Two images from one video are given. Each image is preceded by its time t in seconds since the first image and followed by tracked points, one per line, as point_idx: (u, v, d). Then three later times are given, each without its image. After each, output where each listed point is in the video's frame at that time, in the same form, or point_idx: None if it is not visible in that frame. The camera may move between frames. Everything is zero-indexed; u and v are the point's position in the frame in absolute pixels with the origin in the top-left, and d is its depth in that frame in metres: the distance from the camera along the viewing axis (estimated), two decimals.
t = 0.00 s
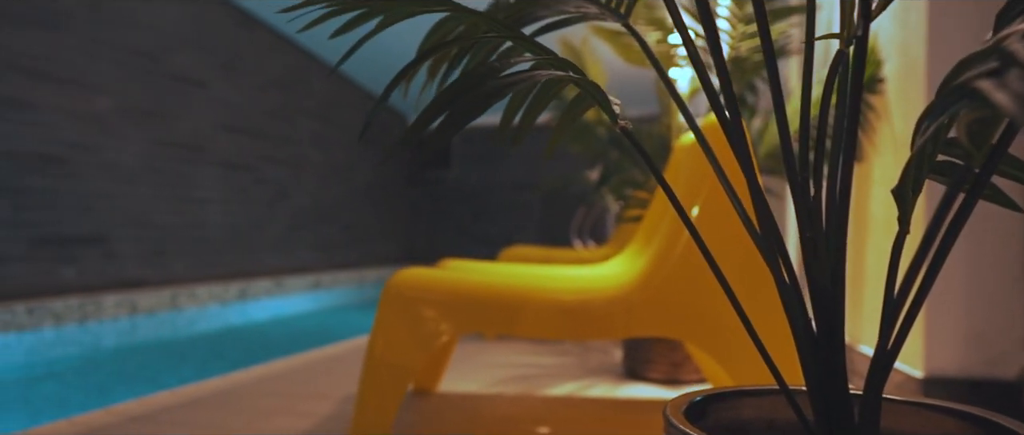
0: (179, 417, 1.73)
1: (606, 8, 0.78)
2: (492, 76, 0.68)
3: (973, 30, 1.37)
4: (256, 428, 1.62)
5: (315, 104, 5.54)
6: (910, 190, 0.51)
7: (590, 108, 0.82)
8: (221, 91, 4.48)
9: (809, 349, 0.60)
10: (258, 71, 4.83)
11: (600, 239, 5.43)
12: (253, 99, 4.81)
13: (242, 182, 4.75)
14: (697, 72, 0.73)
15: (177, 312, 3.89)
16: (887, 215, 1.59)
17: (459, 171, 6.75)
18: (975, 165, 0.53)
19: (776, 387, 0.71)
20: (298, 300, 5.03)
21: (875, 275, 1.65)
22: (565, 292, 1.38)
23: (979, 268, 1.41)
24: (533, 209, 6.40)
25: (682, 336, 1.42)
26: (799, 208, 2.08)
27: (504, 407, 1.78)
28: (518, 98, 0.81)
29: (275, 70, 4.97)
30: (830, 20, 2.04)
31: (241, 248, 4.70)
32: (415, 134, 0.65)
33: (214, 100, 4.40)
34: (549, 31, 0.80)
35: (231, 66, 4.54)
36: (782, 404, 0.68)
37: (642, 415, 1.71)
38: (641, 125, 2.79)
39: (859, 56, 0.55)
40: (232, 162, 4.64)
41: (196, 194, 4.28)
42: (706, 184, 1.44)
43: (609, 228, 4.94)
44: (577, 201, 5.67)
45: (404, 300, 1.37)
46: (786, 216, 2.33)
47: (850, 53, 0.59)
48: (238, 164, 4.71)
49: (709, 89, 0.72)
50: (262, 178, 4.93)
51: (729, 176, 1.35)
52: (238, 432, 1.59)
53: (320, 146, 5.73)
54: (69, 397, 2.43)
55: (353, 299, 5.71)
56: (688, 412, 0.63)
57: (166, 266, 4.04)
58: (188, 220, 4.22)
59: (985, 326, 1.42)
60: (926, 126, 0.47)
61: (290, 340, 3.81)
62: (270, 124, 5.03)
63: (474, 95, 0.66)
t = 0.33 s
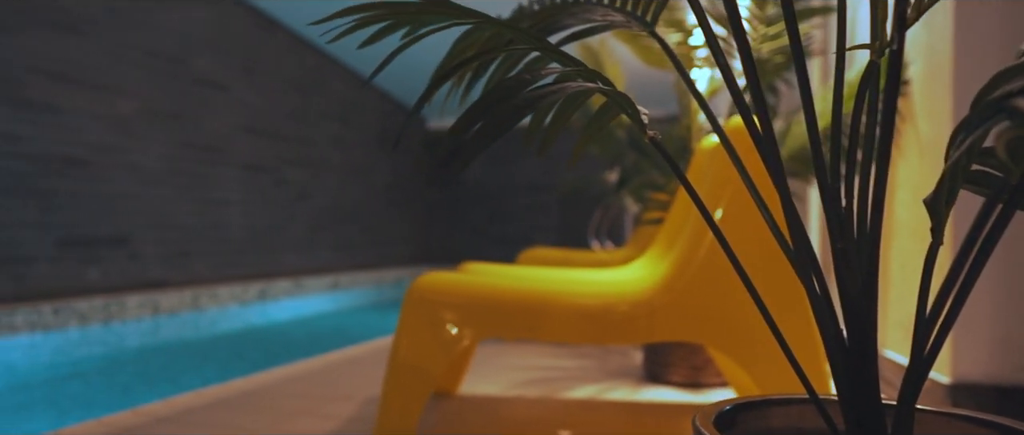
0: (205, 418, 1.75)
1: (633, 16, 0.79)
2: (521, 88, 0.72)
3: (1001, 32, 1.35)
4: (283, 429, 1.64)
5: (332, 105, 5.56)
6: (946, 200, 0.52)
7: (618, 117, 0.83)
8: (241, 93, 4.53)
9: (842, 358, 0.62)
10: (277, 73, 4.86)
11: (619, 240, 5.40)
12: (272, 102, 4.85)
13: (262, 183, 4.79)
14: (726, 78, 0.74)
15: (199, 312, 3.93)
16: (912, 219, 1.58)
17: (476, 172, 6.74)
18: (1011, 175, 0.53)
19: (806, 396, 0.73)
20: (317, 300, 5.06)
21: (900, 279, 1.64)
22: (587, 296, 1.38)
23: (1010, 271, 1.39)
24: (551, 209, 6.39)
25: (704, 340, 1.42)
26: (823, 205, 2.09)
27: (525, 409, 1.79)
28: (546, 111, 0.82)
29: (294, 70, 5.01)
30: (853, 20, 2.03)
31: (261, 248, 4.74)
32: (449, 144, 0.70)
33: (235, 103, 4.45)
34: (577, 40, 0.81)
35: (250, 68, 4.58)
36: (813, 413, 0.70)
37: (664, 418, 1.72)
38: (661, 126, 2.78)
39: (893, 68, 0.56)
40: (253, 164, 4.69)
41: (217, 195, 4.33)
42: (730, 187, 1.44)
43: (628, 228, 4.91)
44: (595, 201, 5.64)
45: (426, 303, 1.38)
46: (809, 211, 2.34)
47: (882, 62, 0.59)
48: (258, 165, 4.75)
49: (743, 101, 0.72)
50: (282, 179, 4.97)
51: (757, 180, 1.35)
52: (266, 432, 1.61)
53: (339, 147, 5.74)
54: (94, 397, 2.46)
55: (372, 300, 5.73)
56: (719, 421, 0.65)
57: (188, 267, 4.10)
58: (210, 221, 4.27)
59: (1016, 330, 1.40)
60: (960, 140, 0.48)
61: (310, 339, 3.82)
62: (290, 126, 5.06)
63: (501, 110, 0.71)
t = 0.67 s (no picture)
0: (229, 419, 1.77)
1: (658, 22, 0.79)
2: (549, 99, 0.72)
3: None
4: (308, 429, 1.66)
5: (350, 106, 5.58)
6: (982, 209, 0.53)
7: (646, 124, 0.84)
8: (260, 95, 4.57)
9: (874, 367, 0.64)
10: (296, 74, 4.89)
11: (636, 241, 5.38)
12: (291, 103, 4.88)
13: (282, 184, 4.82)
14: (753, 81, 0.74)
15: (220, 312, 3.97)
16: (938, 221, 1.57)
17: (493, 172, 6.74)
18: None
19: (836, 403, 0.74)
20: (336, 301, 5.09)
21: (926, 281, 1.63)
22: (609, 300, 1.38)
23: None
24: (568, 209, 6.37)
25: (728, 345, 1.41)
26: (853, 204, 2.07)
27: (546, 411, 1.80)
28: (570, 122, 0.79)
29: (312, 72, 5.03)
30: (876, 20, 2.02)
31: (281, 249, 4.78)
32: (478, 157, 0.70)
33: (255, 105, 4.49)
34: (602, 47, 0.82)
35: (269, 70, 4.61)
36: (843, 420, 0.71)
37: (685, 421, 1.72)
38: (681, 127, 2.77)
39: (928, 78, 0.56)
40: (272, 166, 4.73)
41: (237, 197, 4.37)
42: (754, 189, 1.43)
43: (645, 229, 4.89)
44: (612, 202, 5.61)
45: (447, 306, 1.39)
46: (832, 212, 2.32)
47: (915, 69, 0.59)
48: (278, 167, 4.79)
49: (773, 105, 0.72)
50: (301, 180, 5.00)
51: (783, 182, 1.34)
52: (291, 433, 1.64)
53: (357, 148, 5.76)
54: (117, 397, 2.49)
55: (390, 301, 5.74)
56: (750, 428, 0.66)
57: (209, 268, 4.14)
58: (230, 222, 4.31)
59: None
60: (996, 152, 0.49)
61: (328, 339, 3.84)
62: (308, 127, 5.09)
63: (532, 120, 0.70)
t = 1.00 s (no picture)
0: (252, 419, 1.80)
1: (684, 27, 0.79)
2: (580, 107, 0.73)
3: None
4: (331, 429, 1.68)
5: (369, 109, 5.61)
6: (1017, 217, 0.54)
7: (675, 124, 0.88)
8: (280, 97, 4.60)
9: (907, 372, 0.65)
10: (316, 76, 4.92)
11: (653, 241, 5.35)
12: (310, 105, 4.91)
13: (301, 186, 4.85)
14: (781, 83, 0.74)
15: (241, 312, 4.00)
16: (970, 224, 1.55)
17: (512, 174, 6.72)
18: None
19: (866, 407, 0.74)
20: (354, 301, 5.11)
21: (955, 284, 1.61)
22: (631, 302, 1.38)
23: None
24: (585, 211, 6.33)
25: (751, 348, 1.41)
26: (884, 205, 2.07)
27: (565, 413, 1.80)
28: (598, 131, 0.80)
29: (332, 74, 5.05)
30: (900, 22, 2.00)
31: (299, 250, 4.81)
32: (508, 167, 0.70)
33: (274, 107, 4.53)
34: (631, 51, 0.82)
35: (288, 72, 4.64)
36: (873, 425, 0.71)
37: (706, 423, 1.71)
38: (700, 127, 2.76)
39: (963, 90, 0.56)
40: (291, 167, 4.76)
41: (257, 198, 4.41)
42: (777, 189, 1.42)
43: (664, 231, 4.85)
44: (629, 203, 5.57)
45: (469, 306, 1.40)
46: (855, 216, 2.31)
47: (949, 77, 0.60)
48: (297, 168, 4.83)
49: (804, 111, 0.72)
50: (319, 181, 5.03)
51: (811, 183, 1.33)
52: (315, 432, 1.66)
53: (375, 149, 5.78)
54: (142, 396, 2.52)
55: (408, 301, 5.75)
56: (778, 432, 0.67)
57: (229, 268, 4.19)
58: (250, 223, 4.35)
59: None
60: None
61: (346, 340, 3.85)
62: (327, 129, 5.12)
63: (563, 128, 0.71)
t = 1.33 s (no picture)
0: (276, 419, 1.81)
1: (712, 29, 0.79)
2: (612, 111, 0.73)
3: None
4: (355, 429, 1.70)
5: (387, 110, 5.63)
6: None
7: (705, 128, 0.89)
8: (299, 98, 4.64)
9: (942, 375, 0.65)
10: (334, 78, 4.95)
11: (672, 241, 5.32)
12: (329, 106, 4.94)
13: (320, 186, 4.89)
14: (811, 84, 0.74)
15: (262, 312, 4.04)
16: (1008, 226, 1.53)
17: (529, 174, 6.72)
18: None
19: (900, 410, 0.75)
20: (373, 302, 5.14)
21: (991, 287, 1.60)
22: (655, 303, 1.38)
23: None
24: (603, 211, 6.30)
25: (777, 349, 1.41)
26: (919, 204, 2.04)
27: (589, 414, 1.81)
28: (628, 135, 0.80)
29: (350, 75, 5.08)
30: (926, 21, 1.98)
31: (318, 251, 4.85)
32: (542, 172, 0.71)
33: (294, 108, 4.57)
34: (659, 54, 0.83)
35: (307, 74, 4.68)
36: (906, 428, 0.72)
37: (730, 424, 1.71)
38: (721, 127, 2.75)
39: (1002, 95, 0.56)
40: (310, 168, 4.79)
41: (278, 199, 4.44)
42: (803, 189, 1.41)
43: (682, 231, 4.83)
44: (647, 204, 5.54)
45: (492, 306, 1.41)
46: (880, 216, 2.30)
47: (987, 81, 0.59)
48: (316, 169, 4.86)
49: (836, 112, 0.72)
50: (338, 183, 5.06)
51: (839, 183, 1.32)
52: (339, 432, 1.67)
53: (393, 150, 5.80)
54: (164, 395, 2.56)
55: (426, 301, 5.77)
56: None
57: (250, 269, 4.23)
58: (270, 224, 4.39)
59: None
60: None
61: (366, 341, 3.87)
62: (345, 130, 5.15)
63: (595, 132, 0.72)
